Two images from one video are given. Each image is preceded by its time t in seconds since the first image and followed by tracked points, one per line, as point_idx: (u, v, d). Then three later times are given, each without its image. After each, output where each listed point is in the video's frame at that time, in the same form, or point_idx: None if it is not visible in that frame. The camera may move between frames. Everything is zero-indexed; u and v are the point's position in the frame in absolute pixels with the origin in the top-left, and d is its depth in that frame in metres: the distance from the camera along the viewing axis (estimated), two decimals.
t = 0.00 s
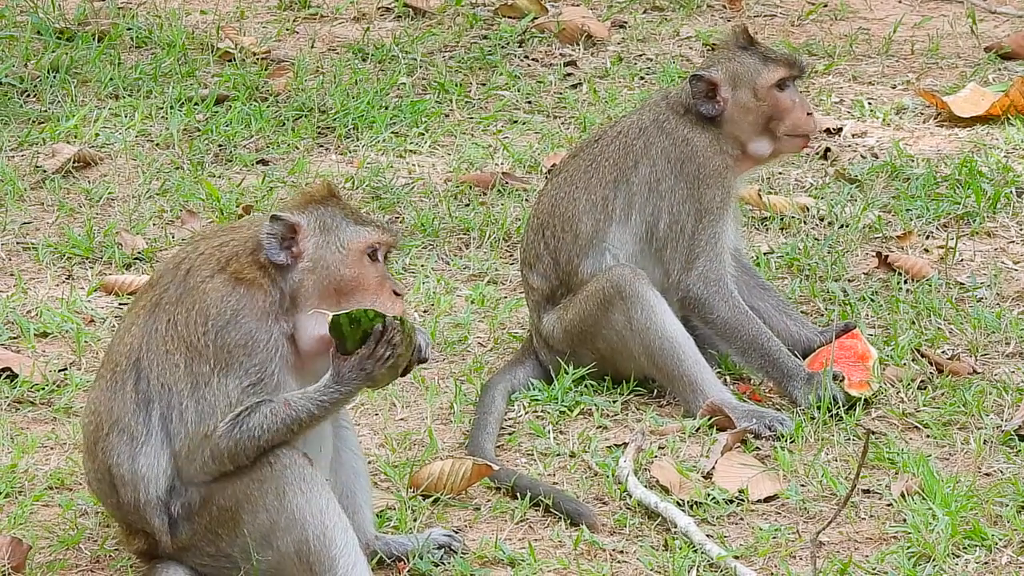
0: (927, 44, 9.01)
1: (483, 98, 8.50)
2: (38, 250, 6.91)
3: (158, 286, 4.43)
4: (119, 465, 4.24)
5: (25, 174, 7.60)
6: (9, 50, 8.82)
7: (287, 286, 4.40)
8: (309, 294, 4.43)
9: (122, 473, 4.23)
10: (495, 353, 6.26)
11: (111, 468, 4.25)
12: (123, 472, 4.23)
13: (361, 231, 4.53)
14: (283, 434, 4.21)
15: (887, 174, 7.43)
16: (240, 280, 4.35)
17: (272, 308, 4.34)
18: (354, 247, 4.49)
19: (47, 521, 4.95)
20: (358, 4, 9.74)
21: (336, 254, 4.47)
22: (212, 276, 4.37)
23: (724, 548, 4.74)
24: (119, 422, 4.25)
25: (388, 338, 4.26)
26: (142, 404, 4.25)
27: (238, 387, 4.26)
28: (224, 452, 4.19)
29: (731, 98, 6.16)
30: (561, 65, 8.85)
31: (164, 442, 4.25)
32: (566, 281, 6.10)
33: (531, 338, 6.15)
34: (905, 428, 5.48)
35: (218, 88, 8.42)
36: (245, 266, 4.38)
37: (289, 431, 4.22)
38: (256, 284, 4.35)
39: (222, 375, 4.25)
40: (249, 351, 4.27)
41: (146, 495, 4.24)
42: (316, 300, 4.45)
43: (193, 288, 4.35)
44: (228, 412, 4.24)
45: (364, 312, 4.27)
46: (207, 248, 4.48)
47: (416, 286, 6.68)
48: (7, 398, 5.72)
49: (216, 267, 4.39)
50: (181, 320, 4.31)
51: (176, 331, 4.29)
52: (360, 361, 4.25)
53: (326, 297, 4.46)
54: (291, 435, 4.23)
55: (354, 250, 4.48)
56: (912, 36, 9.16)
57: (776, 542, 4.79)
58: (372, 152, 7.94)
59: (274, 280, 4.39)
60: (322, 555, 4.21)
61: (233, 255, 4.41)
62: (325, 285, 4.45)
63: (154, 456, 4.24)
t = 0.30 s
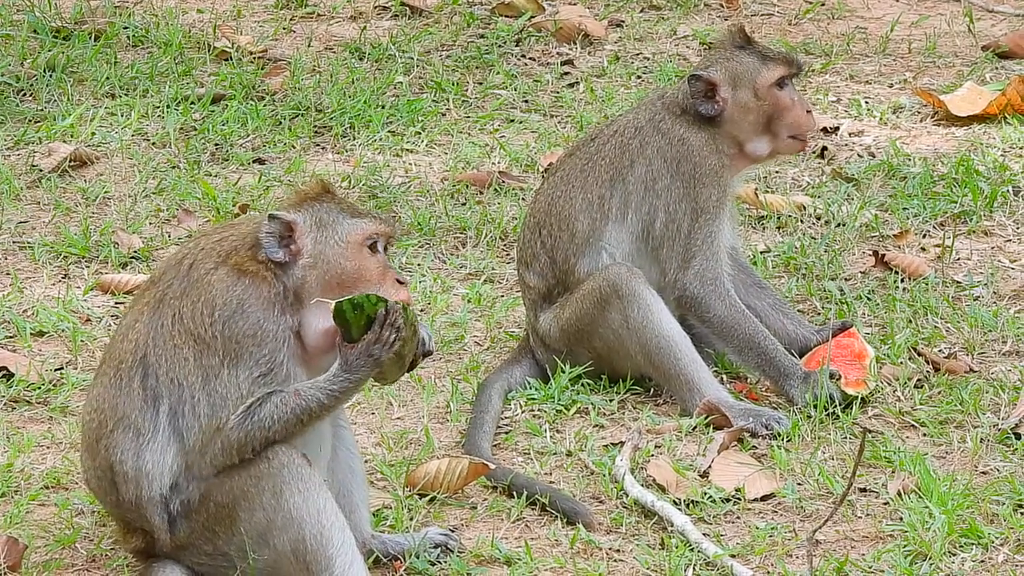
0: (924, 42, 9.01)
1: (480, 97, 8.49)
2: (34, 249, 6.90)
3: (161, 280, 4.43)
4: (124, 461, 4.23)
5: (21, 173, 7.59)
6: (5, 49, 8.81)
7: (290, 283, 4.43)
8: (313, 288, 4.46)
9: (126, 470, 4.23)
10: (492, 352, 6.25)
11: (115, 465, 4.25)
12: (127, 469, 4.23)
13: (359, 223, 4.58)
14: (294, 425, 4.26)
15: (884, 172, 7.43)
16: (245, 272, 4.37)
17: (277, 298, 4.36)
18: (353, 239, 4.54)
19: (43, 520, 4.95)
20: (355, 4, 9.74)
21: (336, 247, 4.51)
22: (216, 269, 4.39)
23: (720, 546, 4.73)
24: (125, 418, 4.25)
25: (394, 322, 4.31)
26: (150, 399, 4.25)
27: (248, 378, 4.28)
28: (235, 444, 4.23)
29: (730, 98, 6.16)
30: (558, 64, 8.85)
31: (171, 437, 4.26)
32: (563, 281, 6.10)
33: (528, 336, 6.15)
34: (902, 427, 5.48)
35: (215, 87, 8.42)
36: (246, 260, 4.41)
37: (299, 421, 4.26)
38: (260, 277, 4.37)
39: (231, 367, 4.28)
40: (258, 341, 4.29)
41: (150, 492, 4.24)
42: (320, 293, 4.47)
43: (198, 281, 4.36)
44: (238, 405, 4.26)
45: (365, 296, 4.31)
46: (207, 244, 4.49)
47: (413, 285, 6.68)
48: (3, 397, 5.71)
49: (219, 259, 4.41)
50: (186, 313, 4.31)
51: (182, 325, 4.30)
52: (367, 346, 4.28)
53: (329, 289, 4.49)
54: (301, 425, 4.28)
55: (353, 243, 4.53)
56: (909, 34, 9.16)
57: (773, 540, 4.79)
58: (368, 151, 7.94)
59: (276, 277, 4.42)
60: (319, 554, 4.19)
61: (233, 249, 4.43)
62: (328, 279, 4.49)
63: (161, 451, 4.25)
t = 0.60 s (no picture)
0: (921, 38, 9.00)
1: (477, 93, 8.48)
2: (31, 245, 6.89)
3: (160, 274, 4.43)
4: (126, 453, 4.24)
5: (19, 169, 7.58)
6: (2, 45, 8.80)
7: (289, 285, 4.41)
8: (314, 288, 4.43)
9: (127, 462, 4.24)
10: (489, 347, 6.25)
11: (116, 457, 4.26)
12: (128, 460, 4.24)
13: (356, 220, 4.56)
14: (295, 416, 4.26)
15: (882, 168, 7.42)
16: (240, 267, 4.37)
17: (275, 294, 4.36)
18: (351, 238, 4.52)
19: (40, 516, 4.94)
20: None
21: (334, 248, 4.50)
22: (212, 263, 4.39)
23: (718, 542, 4.73)
24: (127, 410, 4.25)
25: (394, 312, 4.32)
26: (152, 391, 4.26)
27: (246, 371, 4.29)
28: (238, 435, 4.24)
29: (730, 95, 6.16)
30: (555, 60, 8.84)
31: (172, 429, 4.27)
32: (559, 276, 6.09)
33: (525, 332, 6.14)
34: (900, 422, 5.48)
35: (213, 83, 8.41)
36: (241, 256, 4.40)
37: (300, 413, 4.27)
38: (258, 275, 4.36)
39: (230, 360, 4.28)
40: (254, 334, 4.29)
41: (150, 484, 4.25)
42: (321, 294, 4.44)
43: (195, 275, 4.36)
44: (239, 398, 4.27)
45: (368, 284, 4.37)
46: (204, 238, 4.49)
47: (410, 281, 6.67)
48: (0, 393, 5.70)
49: (216, 253, 4.41)
50: (185, 307, 4.31)
51: (180, 318, 4.30)
52: (369, 335, 4.29)
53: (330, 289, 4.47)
54: (303, 416, 4.28)
55: (352, 242, 4.52)
56: (907, 30, 9.15)
57: (770, 536, 4.78)
58: (366, 147, 7.93)
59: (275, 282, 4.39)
60: (317, 549, 4.18)
61: (230, 245, 4.43)
62: (326, 279, 4.47)
63: (162, 444, 4.25)
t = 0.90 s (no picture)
0: (917, 28, 8.99)
1: (473, 85, 8.47)
2: (27, 237, 6.88)
3: (156, 271, 4.42)
4: (119, 451, 4.25)
5: (15, 161, 7.56)
6: None
7: (286, 281, 4.37)
8: (313, 288, 4.40)
9: (121, 460, 4.25)
10: (485, 339, 6.24)
11: (110, 455, 4.26)
12: (122, 459, 4.24)
13: (359, 223, 4.49)
14: (290, 418, 4.25)
15: (878, 158, 7.42)
16: (235, 268, 4.33)
17: (271, 294, 4.32)
18: (352, 240, 4.46)
19: (37, 509, 4.93)
20: None
21: (336, 250, 4.44)
22: (207, 262, 4.36)
23: (715, 534, 4.73)
24: (120, 409, 4.25)
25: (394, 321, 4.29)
26: (144, 391, 4.26)
27: (242, 372, 4.26)
28: (227, 436, 4.21)
29: (709, 90, 6.09)
30: (550, 51, 8.82)
31: (166, 428, 4.27)
32: (556, 267, 6.09)
33: (521, 323, 6.13)
34: (896, 413, 5.48)
35: (208, 75, 8.39)
36: (238, 253, 4.36)
37: (296, 416, 4.26)
38: (254, 275, 4.33)
39: (225, 361, 4.26)
40: (251, 336, 4.26)
41: (144, 482, 4.26)
42: (318, 290, 4.41)
43: (190, 274, 4.35)
44: (233, 399, 4.25)
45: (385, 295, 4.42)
46: (200, 236, 4.46)
47: (406, 273, 6.66)
48: None
49: (210, 253, 4.38)
50: (180, 307, 4.30)
51: (175, 318, 4.29)
52: (372, 347, 4.29)
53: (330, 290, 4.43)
54: (297, 419, 4.27)
55: (352, 243, 4.46)
56: (902, 20, 9.14)
57: (767, 527, 4.78)
58: (362, 139, 7.91)
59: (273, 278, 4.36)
60: (313, 542, 4.17)
61: (225, 241, 4.40)
62: (325, 278, 4.43)
63: (155, 443, 4.26)
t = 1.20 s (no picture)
0: (912, 20, 8.99)
1: (468, 78, 8.46)
2: (23, 232, 6.87)
3: (143, 265, 4.41)
4: (109, 446, 4.25)
5: (10, 156, 7.56)
6: None
7: (268, 270, 4.32)
8: (290, 284, 4.34)
9: (111, 455, 4.25)
10: (481, 332, 6.24)
11: (101, 450, 4.27)
12: (112, 454, 4.25)
13: (346, 232, 4.39)
14: (282, 424, 4.25)
15: (873, 150, 7.42)
16: (219, 258, 4.30)
17: (252, 284, 4.28)
18: (335, 246, 4.36)
19: (34, 504, 4.93)
20: None
21: (317, 254, 4.35)
22: (192, 254, 4.33)
23: (711, 526, 4.73)
24: (108, 404, 4.25)
25: (417, 385, 4.36)
26: (131, 386, 4.25)
27: (225, 365, 4.24)
28: (216, 430, 4.21)
29: (708, 86, 6.09)
30: (545, 44, 8.81)
31: (155, 422, 4.27)
32: (550, 259, 6.09)
33: (518, 316, 6.14)
34: (892, 405, 5.48)
35: (203, 69, 8.38)
36: (223, 242, 4.33)
37: (288, 423, 4.26)
38: (237, 267, 4.29)
39: (209, 354, 4.24)
40: (232, 329, 4.23)
41: (135, 477, 4.26)
42: (297, 292, 4.35)
43: (176, 267, 4.33)
44: (220, 392, 4.23)
45: (419, 355, 4.39)
46: (189, 228, 4.44)
47: (402, 266, 6.66)
48: None
49: (197, 243, 4.35)
50: (165, 302, 4.29)
51: (161, 313, 4.28)
52: (383, 389, 4.34)
53: (304, 290, 4.36)
54: (290, 428, 4.27)
55: (333, 250, 4.36)
56: (897, 12, 9.14)
57: (764, 520, 4.79)
58: (357, 132, 7.90)
59: (254, 266, 4.31)
60: (308, 537, 4.17)
61: (213, 232, 4.36)
62: (304, 278, 4.35)
63: (145, 437, 4.26)
